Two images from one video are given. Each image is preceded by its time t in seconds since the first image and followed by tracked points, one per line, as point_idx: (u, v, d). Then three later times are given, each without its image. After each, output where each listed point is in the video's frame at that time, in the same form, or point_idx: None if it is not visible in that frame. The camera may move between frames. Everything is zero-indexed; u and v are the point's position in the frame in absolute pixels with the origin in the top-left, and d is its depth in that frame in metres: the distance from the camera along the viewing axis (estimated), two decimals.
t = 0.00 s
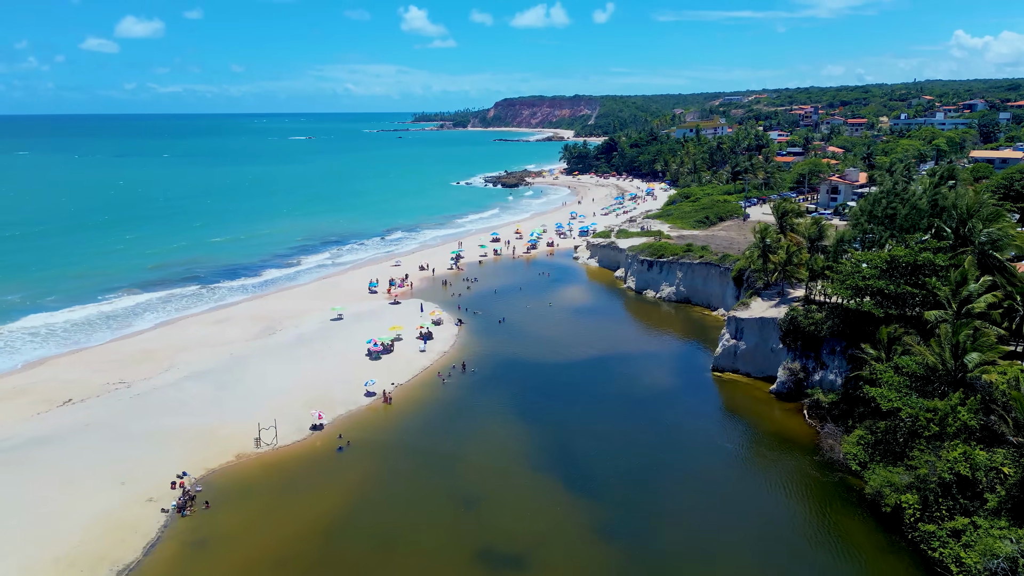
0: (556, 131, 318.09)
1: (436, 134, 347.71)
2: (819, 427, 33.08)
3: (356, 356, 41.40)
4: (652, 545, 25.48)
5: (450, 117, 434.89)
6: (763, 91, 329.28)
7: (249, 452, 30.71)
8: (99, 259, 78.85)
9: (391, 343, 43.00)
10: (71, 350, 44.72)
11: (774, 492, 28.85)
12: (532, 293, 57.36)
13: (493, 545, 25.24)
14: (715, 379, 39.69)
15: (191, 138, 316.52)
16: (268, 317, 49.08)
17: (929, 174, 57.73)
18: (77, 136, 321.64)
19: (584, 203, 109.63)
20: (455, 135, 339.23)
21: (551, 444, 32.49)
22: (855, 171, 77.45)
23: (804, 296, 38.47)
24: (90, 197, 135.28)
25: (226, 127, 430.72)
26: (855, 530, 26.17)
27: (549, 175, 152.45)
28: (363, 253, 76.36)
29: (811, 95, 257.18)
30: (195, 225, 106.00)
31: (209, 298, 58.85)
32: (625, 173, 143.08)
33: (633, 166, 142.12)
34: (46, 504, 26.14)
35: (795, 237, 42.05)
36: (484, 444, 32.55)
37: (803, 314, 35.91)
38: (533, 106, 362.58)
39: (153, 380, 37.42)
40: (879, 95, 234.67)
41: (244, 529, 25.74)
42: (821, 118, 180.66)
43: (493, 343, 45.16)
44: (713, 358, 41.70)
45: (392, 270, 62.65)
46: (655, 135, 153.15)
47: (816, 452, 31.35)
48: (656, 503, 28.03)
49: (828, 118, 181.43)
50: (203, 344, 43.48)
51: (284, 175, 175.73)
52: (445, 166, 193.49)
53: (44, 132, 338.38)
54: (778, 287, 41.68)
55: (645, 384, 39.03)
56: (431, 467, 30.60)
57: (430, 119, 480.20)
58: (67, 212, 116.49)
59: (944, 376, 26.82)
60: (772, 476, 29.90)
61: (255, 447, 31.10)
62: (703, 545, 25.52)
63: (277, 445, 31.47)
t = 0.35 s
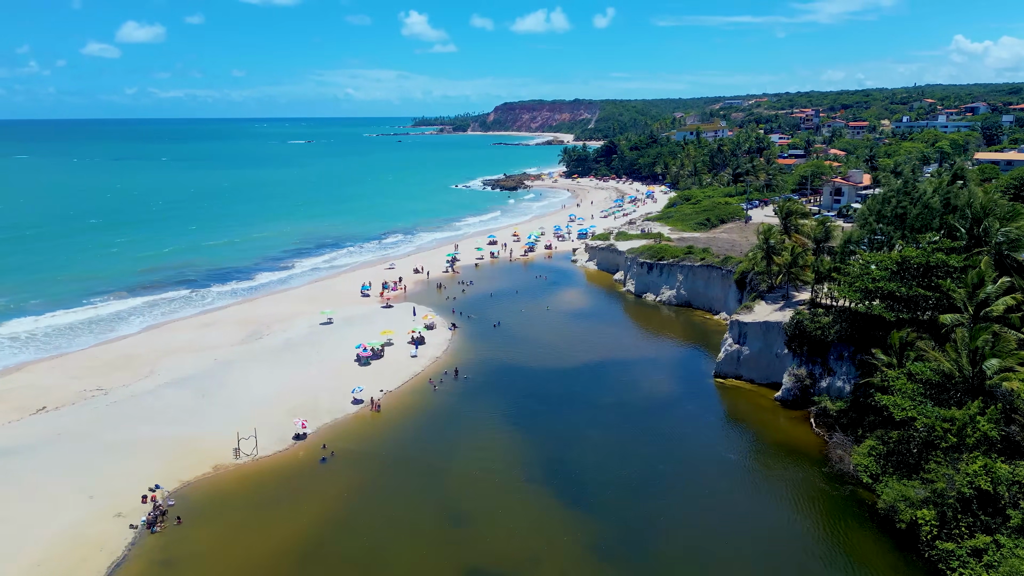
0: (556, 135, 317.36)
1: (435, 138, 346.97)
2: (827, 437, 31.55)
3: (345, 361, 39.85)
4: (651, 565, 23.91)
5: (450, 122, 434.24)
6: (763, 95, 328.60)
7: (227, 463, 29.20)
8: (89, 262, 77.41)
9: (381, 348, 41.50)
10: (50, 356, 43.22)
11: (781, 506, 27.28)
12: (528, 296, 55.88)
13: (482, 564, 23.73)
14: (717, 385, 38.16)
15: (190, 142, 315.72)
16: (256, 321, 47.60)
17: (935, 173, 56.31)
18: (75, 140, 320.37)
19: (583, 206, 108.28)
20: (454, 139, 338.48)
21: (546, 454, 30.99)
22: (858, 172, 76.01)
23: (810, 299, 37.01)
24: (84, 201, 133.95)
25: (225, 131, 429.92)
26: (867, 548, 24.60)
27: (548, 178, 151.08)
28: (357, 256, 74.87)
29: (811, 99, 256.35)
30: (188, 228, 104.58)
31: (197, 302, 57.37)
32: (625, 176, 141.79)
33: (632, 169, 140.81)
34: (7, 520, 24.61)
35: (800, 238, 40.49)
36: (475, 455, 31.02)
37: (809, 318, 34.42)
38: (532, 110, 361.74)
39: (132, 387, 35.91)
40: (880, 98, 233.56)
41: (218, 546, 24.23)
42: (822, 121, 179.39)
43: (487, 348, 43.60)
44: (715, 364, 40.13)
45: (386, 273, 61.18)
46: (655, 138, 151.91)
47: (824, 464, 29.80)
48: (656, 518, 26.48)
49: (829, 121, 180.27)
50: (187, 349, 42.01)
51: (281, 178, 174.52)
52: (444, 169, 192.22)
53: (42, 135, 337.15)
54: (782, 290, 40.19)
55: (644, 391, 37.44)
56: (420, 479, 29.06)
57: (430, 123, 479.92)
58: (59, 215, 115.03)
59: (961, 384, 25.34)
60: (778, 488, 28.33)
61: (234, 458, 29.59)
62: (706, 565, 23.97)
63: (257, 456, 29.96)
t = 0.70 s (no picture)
0: (556, 139, 316.57)
1: (435, 142, 346.04)
2: (836, 447, 29.99)
3: (332, 367, 38.36)
4: None
5: (450, 126, 433.52)
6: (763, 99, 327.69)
7: (203, 476, 27.69)
8: (78, 266, 75.90)
9: (370, 354, 39.98)
10: (28, 362, 41.71)
11: (789, 523, 25.66)
12: (525, 300, 54.39)
13: None
14: (719, 392, 36.62)
15: (189, 146, 314.60)
16: (244, 325, 46.14)
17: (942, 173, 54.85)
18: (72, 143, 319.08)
19: (582, 208, 106.87)
20: (454, 143, 337.51)
21: (539, 466, 29.41)
22: (862, 173, 74.54)
23: (816, 303, 35.52)
24: (78, 204, 132.45)
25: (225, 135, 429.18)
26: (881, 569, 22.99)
27: (547, 182, 149.81)
28: (351, 259, 73.41)
29: (812, 103, 255.29)
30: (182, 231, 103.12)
31: (185, 306, 55.89)
32: (625, 179, 140.41)
33: (632, 172, 139.43)
34: None
35: (806, 239, 38.89)
36: (466, 467, 29.43)
37: (815, 322, 33.01)
38: (532, 114, 360.77)
39: (108, 394, 34.44)
40: (881, 102, 232.45)
41: (187, 566, 22.69)
42: (823, 124, 178.16)
43: (481, 354, 42.04)
44: (718, 370, 38.59)
45: (379, 276, 59.71)
46: (655, 141, 150.62)
47: (834, 476, 28.23)
48: (656, 536, 24.89)
49: (830, 124, 178.94)
50: (169, 355, 40.53)
51: (279, 182, 173.27)
52: (442, 173, 191.02)
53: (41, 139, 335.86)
54: (787, 293, 38.77)
55: (644, 398, 35.87)
56: (406, 492, 27.48)
57: (430, 128, 479.60)
58: (51, 219, 113.50)
59: (980, 392, 23.77)
60: (786, 503, 26.70)
61: (210, 470, 28.10)
62: None
63: (234, 468, 28.46)
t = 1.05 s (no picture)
0: (556, 143, 315.74)
1: (434, 146, 345.04)
2: (847, 458, 28.43)
3: (318, 372, 36.89)
4: None
5: (450, 131, 433.17)
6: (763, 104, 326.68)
7: (176, 489, 26.20)
8: (67, 269, 74.57)
9: (359, 359, 38.50)
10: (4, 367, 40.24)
11: (799, 540, 24.04)
12: (521, 304, 52.93)
13: None
14: (721, 399, 35.11)
15: (188, 150, 313.63)
16: (231, 329, 44.71)
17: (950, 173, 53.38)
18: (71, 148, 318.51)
19: (581, 212, 105.53)
20: (453, 147, 336.47)
21: (533, 478, 27.81)
22: (867, 175, 73.12)
23: (823, 306, 34.13)
24: (73, 208, 131.16)
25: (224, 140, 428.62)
26: None
27: (547, 185, 148.53)
28: (345, 262, 71.98)
29: (813, 107, 254.06)
30: (176, 234, 101.76)
31: (172, 310, 54.47)
32: (625, 182, 139.11)
33: (633, 175, 138.13)
34: None
35: (812, 240, 37.49)
36: (456, 478, 27.85)
37: (823, 326, 31.63)
38: (532, 118, 359.90)
39: (83, 401, 32.98)
40: (883, 106, 231.21)
41: None
42: (824, 128, 176.73)
43: (474, 359, 40.51)
44: (721, 376, 37.06)
45: (372, 279, 58.28)
46: (655, 144, 149.40)
47: (845, 489, 26.65)
48: (656, 554, 23.30)
49: (832, 128, 177.70)
50: (151, 361, 39.11)
51: (276, 185, 172.09)
52: (441, 177, 189.84)
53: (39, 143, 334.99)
54: (792, 296, 37.34)
55: (644, 406, 34.30)
56: (390, 506, 25.90)
57: (429, 132, 479.17)
58: (44, 222, 112.16)
59: (1002, 401, 22.12)
60: (794, 518, 25.11)
61: (183, 482, 26.61)
62: None
63: (210, 480, 26.93)
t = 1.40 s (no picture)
0: (556, 147, 314.73)
1: (434, 150, 344.14)
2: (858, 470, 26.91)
3: (303, 378, 35.37)
4: None
5: (450, 135, 432.60)
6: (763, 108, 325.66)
7: (145, 504, 24.71)
8: (56, 272, 73.20)
9: (347, 364, 37.01)
10: None
11: (808, 561, 22.43)
12: (517, 307, 51.45)
13: None
14: (724, 407, 33.57)
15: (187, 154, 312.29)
16: (216, 333, 43.29)
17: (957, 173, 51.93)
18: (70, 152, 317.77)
19: (580, 214, 104.22)
20: (453, 151, 335.51)
21: (524, 492, 26.25)
22: (871, 176, 71.70)
23: (830, 309, 32.67)
24: (67, 210, 129.89)
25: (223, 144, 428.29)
26: None
27: (546, 188, 147.01)
28: (339, 265, 70.54)
29: (814, 110, 252.74)
30: (170, 237, 100.42)
31: (158, 313, 53.05)
32: (625, 185, 137.78)
33: (633, 178, 136.82)
34: None
35: (817, 241, 36.01)
36: (442, 492, 26.25)
37: (831, 330, 30.09)
38: (532, 122, 358.86)
39: (55, 409, 31.49)
40: (884, 109, 230.00)
41: None
42: (826, 130, 175.42)
43: (467, 365, 38.96)
44: (723, 382, 35.53)
45: (365, 282, 56.87)
46: (655, 146, 148.16)
47: (856, 503, 25.08)
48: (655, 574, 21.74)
49: (833, 131, 176.39)
50: (131, 366, 37.68)
51: (274, 189, 170.95)
52: (440, 180, 188.59)
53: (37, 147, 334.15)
54: (798, 298, 35.84)
55: (642, 414, 32.71)
56: (372, 522, 24.32)
57: (429, 136, 478.86)
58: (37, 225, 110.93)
59: None
60: (802, 536, 23.54)
61: (154, 496, 25.13)
62: None
63: (182, 493, 25.43)
